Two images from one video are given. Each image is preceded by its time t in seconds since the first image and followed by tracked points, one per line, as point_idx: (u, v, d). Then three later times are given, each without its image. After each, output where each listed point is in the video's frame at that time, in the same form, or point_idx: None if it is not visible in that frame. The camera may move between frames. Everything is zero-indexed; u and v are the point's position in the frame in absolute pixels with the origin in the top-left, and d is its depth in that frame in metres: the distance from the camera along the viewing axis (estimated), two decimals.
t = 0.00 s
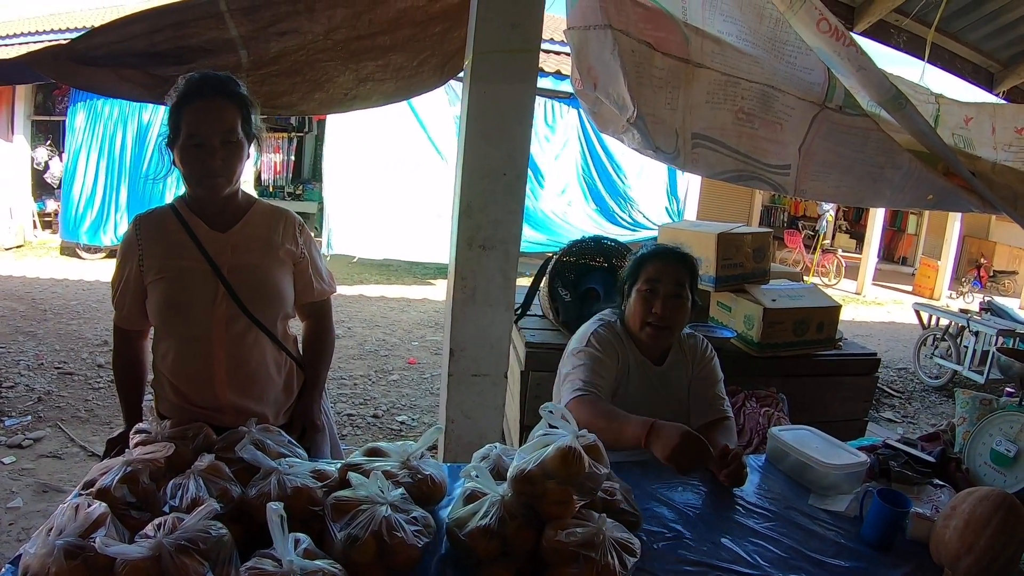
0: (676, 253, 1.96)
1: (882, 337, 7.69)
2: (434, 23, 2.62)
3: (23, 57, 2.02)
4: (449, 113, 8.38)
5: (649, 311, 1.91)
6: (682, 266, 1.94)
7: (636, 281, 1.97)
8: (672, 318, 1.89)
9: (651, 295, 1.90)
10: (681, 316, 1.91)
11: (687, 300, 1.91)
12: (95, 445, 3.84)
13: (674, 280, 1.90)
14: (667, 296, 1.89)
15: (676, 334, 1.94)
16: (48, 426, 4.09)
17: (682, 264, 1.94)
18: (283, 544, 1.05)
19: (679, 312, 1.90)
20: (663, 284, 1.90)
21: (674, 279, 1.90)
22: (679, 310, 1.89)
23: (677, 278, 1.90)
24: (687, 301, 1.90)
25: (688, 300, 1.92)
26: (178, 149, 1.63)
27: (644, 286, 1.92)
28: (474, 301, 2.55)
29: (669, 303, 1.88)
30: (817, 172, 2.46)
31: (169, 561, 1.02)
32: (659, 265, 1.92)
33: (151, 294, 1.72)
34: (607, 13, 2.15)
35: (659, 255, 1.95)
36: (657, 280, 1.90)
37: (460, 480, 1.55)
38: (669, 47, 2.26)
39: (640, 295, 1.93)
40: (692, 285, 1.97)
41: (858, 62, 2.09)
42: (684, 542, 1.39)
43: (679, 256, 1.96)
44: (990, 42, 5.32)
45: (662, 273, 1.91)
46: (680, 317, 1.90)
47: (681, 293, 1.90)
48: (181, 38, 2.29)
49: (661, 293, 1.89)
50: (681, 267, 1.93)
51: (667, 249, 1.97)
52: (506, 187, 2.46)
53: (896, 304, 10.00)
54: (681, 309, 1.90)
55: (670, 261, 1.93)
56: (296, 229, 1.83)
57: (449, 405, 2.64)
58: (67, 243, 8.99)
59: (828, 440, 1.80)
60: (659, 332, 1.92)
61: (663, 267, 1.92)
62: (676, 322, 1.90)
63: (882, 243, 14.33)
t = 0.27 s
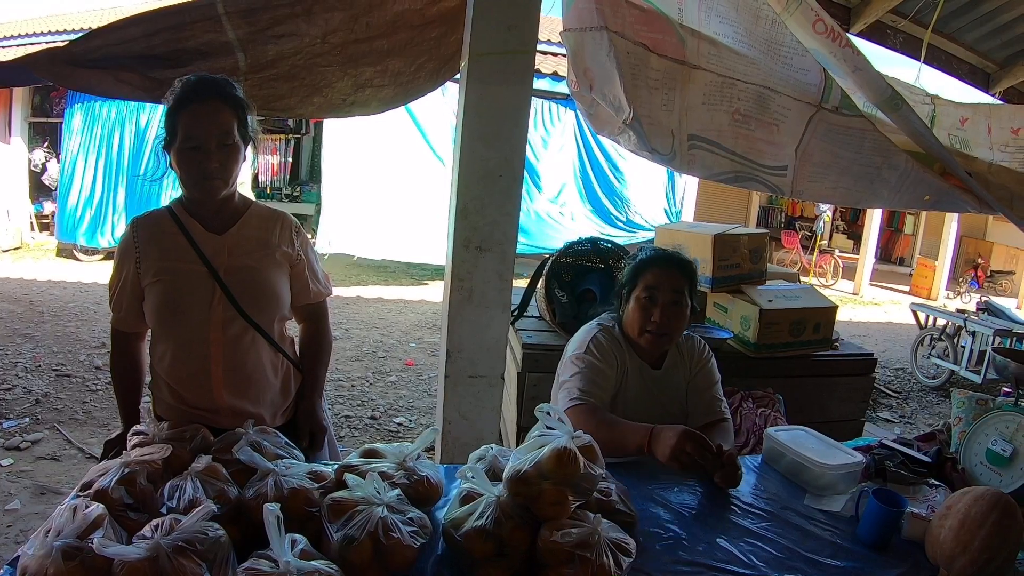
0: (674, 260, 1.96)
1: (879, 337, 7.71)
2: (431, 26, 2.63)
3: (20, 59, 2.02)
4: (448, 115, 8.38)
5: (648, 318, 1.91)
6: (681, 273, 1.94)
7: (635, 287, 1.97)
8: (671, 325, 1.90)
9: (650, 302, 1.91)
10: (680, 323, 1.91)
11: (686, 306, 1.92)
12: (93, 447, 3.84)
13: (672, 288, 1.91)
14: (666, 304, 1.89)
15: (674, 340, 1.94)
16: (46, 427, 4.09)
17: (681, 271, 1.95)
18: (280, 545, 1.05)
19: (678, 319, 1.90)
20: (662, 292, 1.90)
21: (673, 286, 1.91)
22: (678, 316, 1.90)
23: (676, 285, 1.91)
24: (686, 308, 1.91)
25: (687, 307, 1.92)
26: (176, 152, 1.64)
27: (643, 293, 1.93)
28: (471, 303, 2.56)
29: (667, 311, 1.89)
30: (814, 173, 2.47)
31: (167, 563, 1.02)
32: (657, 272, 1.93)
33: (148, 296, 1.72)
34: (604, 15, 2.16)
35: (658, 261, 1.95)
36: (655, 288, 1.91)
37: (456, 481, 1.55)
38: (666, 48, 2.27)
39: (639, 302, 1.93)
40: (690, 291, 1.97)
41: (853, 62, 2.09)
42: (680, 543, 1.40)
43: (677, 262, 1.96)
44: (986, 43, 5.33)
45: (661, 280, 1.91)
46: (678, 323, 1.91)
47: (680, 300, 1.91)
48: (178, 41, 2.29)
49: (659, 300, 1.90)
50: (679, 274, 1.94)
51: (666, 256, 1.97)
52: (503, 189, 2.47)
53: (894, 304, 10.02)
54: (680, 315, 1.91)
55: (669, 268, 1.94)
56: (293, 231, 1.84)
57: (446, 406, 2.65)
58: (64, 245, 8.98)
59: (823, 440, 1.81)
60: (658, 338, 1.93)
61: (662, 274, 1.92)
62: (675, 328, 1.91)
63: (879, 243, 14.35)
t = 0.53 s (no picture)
0: (684, 261, 1.92)
1: (877, 337, 7.72)
2: (428, 28, 2.63)
3: (16, 61, 2.02)
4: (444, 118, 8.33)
5: (648, 315, 1.90)
6: (687, 275, 1.91)
7: (640, 283, 1.95)
8: (671, 324, 1.88)
9: (652, 300, 1.89)
10: (681, 324, 1.89)
11: (688, 308, 1.89)
12: (90, 449, 3.84)
13: (677, 289, 1.88)
14: (668, 303, 1.87)
15: (674, 340, 1.92)
16: (44, 430, 4.08)
17: (689, 274, 1.91)
18: (277, 546, 1.05)
19: (679, 320, 1.88)
20: (666, 291, 1.88)
21: (678, 287, 1.88)
22: (679, 317, 1.88)
23: (681, 287, 1.88)
24: (688, 310, 1.88)
25: (689, 309, 1.90)
26: (173, 154, 1.64)
27: (646, 290, 1.91)
28: (468, 305, 2.56)
29: (669, 310, 1.87)
30: (809, 174, 2.48)
31: (164, 563, 1.02)
32: (663, 271, 1.89)
33: (146, 299, 1.72)
34: (599, 17, 2.17)
35: (666, 260, 1.91)
36: (660, 286, 1.88)
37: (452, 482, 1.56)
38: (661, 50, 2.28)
39: (642, 297, 1.91)
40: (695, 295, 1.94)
41: (849, 64, 2.12)
42: (676, 543, 1.40)
43: (687, 264, 1.93)
44: (982, 43, 5.34)
45: (667, 279, 1.88)
46: (679, 324, 1.89)
47: (684, 301, 1.88)
48: (175, 43, 2.29)
49: (663, 299, 1.88)
50: (687, 277, 1.90)
51: (675, 256, 1.93)
52: (499, 191, 2.47)
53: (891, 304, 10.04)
54: (681, 316, 1.88)
55: (677, 269, 1.90)
56: (290, 234, 1.84)
57: (443, 407, 2.65)
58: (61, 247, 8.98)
59: (819, 440, 1.82)
60: (657, 336, 1.90)
61: (669, 273, 1.89)
62: (674, 329, 1.89)
63: (877, 243, 14.38)
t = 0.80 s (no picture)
0: (670, 262, 1.93)
1: (875, 337, 7.73)
2: (426, 29, 2.63)
3: (14, 62, 2.02)
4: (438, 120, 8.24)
5: (635, 316, 1.93)
6: (674, 276, 1.92)
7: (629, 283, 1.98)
8: (657, 325, 1.91)
9: (637, 301, 1.92)
10: (668, 324, 1.92)
11: (674, 309, 1.91)
12: (89, 451, 3.83)
13: (661, 291, 1.89)
14: (652, 305, 1.89)
15: (663, 339, 1.96)
16: (42, 431, 4.08)
17: (674, 274, 1.92)
18: (276, 547, 1.05)
19: (664, 320, 1.91)
20: (649, 294, 1.90)
21: (662, 289, 1.89)
22: (665, 318, 1.90)
23: (666, 290, 1.89)
24: (673, 311, 1.90)
25: (676, 309, 1.91)
26: (170, 156, 1.64)
27: (632, 292, 1.94)
28: (466, 306, 2.56)
29: (652, 313, 1.89)
30: (807, 174, 2.48)
31: (163, 564, 1.02)
32: (649, 273, 1.91)
33: (144, 300, 1.72)
34: (597, 17, 2.18)
35: (653, 262, 1.93)
36: (643, 288, 1.91)
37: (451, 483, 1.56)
38: (659, 50, 2.29)
39: (628, 299, 1.95)
40: (685, 295, 1.94)
41: (846, 64, 2.08)
42: (674, 543, 1.40)
43: (672, 265, 1.93)
44: (980, 43, 5.35)
45: (650, 282, 1.90)
46: (666, 324, 1.92)
47: (669, 303, 1.90)
48: (172, 44, 2.29)
49: (646, 301, 1.90)
50: (672, 278, 1.91)
51: (662, 257, 1.94)
52: (498, 191, 2.47)
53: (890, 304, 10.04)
54: (666, 318, 1.91)
55: (662, 271, 1.92)
56: (288, 235, 1.84)
57: (442, 408, 2.65)
58: (60, 248, 8.97)
59: (818, 440, 1.82)
60: (643, 336, 1.95)
61: (653, 276, 1.91)
62: (659, 330, 1.92)
63: (875, 243, 14.39)
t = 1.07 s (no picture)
0: (667, 252, 1.95)
1: (875, 336, 7.72)
2: (424, 29, 2.63)
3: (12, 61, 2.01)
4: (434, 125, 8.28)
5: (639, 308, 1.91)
6: (672, 265, 1.93)
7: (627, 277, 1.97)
8: (661, 314, 1.90)
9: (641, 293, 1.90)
10: (672, 313, 1.91)
11: (677, 297, 1.91)
12: (88, 452, 3.82)
13: (663, 279, 1.89)
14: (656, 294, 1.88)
15: (666, 332, 1.95)
16: (41, 432, 4.07)
17: (672, 263, 1.93)
18: (274, 547, 1.04)
19: (668, 309, 1.90)
20: (652, 283, 1.89)
21: (664, 277, 1.90)
22: (669, 306, 1.90)
23: (667, 277, 1.89)
24: (676, 298, 1.90)
25: (678, 297, 1.91)
26: (167, 156, 1.63)
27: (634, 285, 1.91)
28: (465, 306, 2.56)
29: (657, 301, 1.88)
30: (806, 172, 2.47)
31: (161, 564, 1.02)
32: (648, 263, 1.92)
33: (142, 300, 1.72)
34: (596, 16, 2.18)
35: (650, 253, 1.94)
36: (645, 278, 1.90)
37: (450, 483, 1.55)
38: (658, 50, 2.29)
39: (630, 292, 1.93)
40: (683, 284, 1.96)
41: (846, 62, 2.08)
42: (673, 542, 1.40)
43: (670, 255, 1.95)
44: (978, 41, 5.35)
45: (651, 272, 1.90)
46: (670, 313, 1.91)
47: (671, 290, 1.90)
48: (170, 43, 2.28)
49: (649, 291, 1.89)
50: (671, 266, 1.92)
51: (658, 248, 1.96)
52: (496, 191, 2.47)
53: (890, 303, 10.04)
54: (670, 306, 1.90)
55: (660, 260, 1.93)
56: (286, 234, 1.83)
57: (441, 407, 2.65)
58: (59, 249, 8.96)
59: (817, 439, 1.81)
60: (648, 329, 1.94)
61: (653, 266, 1.91)
62: (665, 318, 1.91)
63: (874, 242, 14.40)
